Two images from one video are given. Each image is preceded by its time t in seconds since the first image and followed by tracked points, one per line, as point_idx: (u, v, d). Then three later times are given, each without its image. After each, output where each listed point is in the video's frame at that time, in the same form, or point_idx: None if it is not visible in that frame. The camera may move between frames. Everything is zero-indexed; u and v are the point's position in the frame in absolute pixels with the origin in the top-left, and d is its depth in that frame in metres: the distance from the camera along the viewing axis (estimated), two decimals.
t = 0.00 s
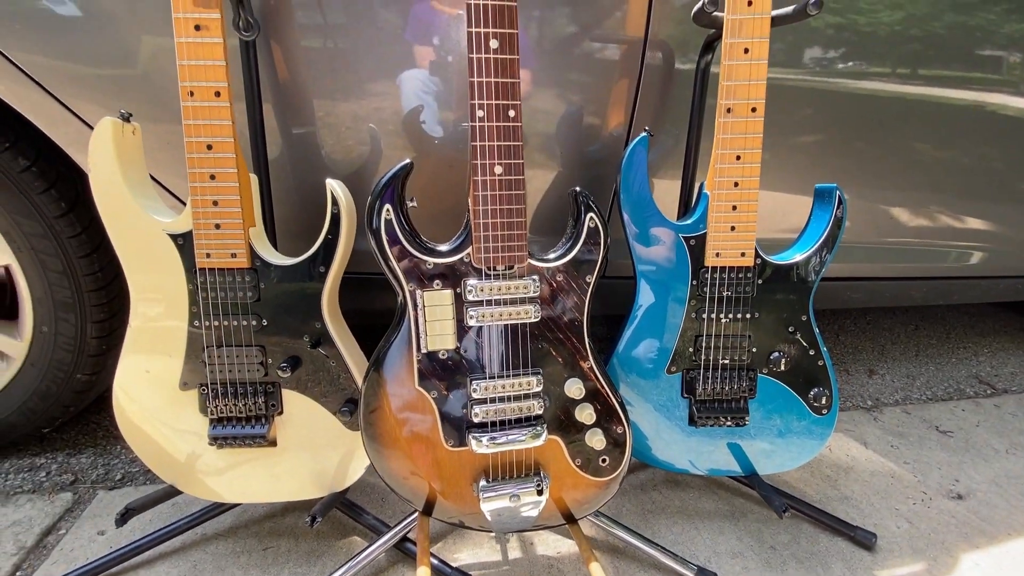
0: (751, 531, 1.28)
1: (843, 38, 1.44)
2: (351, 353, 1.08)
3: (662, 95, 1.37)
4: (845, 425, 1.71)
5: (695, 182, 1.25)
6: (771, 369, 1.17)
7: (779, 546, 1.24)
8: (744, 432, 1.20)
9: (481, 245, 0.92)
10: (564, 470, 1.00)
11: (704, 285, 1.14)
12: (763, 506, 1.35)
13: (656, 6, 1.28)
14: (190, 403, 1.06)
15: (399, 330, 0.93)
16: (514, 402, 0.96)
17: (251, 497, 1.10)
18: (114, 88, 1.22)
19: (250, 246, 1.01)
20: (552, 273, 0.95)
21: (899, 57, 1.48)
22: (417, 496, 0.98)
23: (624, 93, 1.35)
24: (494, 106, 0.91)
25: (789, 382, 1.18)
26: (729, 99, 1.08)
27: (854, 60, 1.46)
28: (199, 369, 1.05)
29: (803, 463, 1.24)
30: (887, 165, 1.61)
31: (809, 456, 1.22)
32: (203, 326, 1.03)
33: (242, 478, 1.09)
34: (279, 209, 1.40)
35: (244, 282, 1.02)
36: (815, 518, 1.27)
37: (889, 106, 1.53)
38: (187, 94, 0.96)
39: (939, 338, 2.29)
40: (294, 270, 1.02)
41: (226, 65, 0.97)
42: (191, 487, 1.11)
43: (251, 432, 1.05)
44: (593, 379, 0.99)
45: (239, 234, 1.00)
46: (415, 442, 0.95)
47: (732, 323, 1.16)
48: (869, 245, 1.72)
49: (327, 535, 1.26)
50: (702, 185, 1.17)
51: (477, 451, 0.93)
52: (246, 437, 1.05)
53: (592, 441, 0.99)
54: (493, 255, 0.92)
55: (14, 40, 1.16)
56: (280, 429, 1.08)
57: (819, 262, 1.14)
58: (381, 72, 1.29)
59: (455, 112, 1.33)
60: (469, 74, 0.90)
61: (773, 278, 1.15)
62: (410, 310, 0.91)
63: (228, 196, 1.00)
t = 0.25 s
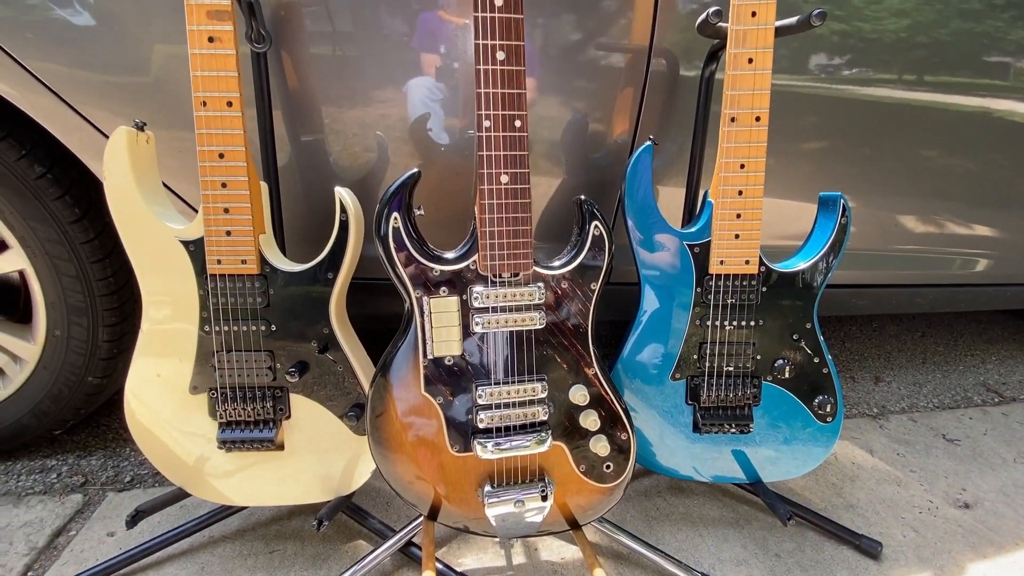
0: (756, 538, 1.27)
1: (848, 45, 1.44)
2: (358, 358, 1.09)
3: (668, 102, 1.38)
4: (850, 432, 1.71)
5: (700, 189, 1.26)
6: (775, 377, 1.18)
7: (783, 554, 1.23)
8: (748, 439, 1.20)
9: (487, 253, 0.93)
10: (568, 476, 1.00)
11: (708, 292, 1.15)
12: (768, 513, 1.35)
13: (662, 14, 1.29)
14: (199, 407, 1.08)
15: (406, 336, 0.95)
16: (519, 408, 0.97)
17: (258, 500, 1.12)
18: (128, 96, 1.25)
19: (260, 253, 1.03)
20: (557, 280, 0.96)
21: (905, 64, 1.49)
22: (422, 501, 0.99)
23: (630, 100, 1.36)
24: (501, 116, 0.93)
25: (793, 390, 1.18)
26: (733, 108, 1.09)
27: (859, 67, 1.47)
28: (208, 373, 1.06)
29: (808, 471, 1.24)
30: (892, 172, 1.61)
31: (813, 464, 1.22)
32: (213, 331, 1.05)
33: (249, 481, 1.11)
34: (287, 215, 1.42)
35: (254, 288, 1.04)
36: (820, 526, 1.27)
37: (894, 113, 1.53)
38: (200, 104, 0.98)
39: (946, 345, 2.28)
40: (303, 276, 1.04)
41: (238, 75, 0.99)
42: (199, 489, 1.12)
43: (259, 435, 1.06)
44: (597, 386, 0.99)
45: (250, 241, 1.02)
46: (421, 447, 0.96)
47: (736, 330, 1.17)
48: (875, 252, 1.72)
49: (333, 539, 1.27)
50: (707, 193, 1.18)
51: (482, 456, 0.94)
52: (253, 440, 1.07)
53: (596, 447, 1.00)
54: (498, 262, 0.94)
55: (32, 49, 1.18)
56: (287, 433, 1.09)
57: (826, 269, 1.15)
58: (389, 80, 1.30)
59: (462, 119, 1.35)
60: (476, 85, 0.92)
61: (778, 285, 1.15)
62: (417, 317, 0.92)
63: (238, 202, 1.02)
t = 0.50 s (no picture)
0: (763, 547, 1.26)
1: (860, 50, 1.44)
2: (365, 362, 1.10)
3: (676, 108, 1.38)
4: (860, 441, 1.69)
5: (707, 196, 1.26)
6: (783, 385, 1.17)
7: (791, 563, 1.22)
8: (756, 447, 1.19)
9: (494, 258, 0.94)
10: (573, 481, 1.00)
11: (715, 299, 1.15)
12: (776, 522, 1.33)
13: (671, 20, 1.30)
14: (209, 408, 1.09)
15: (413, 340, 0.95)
16: (524, 413, 0.97)
17: (266, 501, 1.13)
18: (144, 101, 1.27)
19: (271, 257, 1.05)
20: (563, 286, 0.97)
21: (917, 69, 1.48)
22: (428, 505, 1.00)
23: (638, 106, 1.37)
24: (508, 123, 0.94)
25: (801, 398, 1.17)
26: (741, 115, 1.09)
27: (871, 72, 1.46)
28: (218, 375, 1.08)
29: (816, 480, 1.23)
30: (905, 177, 1.59)
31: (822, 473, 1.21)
32: (224, 333, 1.06)
33: (257, 482, 1.12)
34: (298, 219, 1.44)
35: (264, 291, 1.05)
36: (829, 536, 1.26)
37: (907, 118, 1.52)
38: (214, 110, 1.00)
39: (959, 354, 2.25)
40: (312, 280, 1.05)
41: (251, 83, 1.01)
42: (208, 490, 1.13)
43: (268, 437, 1.07)
44: (603, 392, 0.99)
45: (260, 245, 1.04)
46: (427, 450, 0.97)
47: (743, 337, 1.16)
48: (886, 259, 1.70)
49: (339, 541, 1.28)
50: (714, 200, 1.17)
51: (487, 461, 0.95)
52: (262, 442, 1.08)
53: (601, 453, 1.00)
54: (505, 268, 0.94)
55: (52, 56, 1.21)
56: (295, 435, 1.10)
57: (836, 274, 1.14)
58: (399, 85, 1.32)
59: (470, 125, 1.36)
60: (484, 92, 0.93)
61: (786, 293, 1.15)
62: (424, 321, 0.93)
63: (250, 207, 1.03)
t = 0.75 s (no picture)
0: (769, 558, 1.25)
1: (873, 55, 1.43)
2: (372, 367, 1.11)
3: (685, 114, 1.38)
4: (870, 451, 1.67)
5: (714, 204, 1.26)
6: (789, 394, 1.17)
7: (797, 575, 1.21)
8: (762, 456, 1.19)
9: (499, 267, 0.95)
10: (577, 489, 1.00)
11: (722, 307, 1.14)
12: (783, 533, 1.32)
13: (681, 27, 1.30)
14: (219, 411, 1.11)
15: (419, 346, 0.97)
16: (528, 420, 0.98)
17: (273, 503, 1.14)
18: (160, 108, 1.30)
19: (281, 263, 1.06)
20: (568, 294, 0.97)
21: (932, 75, 1.47)
22: (432, 509, 1.01)
23: (646, 113, 1.37)
24: (515, 133, 0.95)
25: (808, 407, 1.17)
26: (748, 124, 1.09)
27: (884, 78, 1.45)
28: (229, 379, 1.10)
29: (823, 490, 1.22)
30: (918, 184, 1.58)
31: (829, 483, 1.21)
32: (234, 338, 1.08)
33: (265, 485, 1.13)
34: (308, 224, 1.46)
35: (274, 297, 1.07)
36: (836, 548, 1.24)
37: (918, 126, 1.51)
38: (227, 120, 1.02)
39: (973, 363, 2.22)
40: (321, 286, 1.07)
41: (263, 93, 1.03)
42: (217, 491, 1.15)
43: (276, 440, 1.09)
44: (607, 400, 1.00)
45: (271, 252, 1.06)
46: (432, 455, 0.98)
47: (749, 346, 1.16)
48: (897, 268, 1.68)
49: (345, 544, 1.29)
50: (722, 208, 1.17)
51: (491, 467, 0.96)
52: (270, 445, 1.10)
53: (606, 461, 1.00)
54: (510, 276, 0.95)
55: (72, 65, 1.25)
56: (302, 438, 1.12)
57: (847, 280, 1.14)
58: (410, 92, 1.34)
59: (478, 132, 1.37)
60: (491, 103, 0.94)
61: (793, 302, 1.14)
62: (430, 328, 0.94)
63: (261, 214, 1.05)
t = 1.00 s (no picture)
0: (780, 568, 1.25)
1: (890, 65, 1.43)
2: (388, 372, 1.14)
3: (701, 122, 1.39)
4: (885, 463, 1.65)
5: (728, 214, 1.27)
6: (802, 405, 1.17)
7: None
8: (774, 467, 1.19)
9: (514, 276, 0.97)
10: (588, 495, 1.02)
11: (734, 318, 1.15)
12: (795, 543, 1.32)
13: (697, 36, 1.32)
14: (241, 412, 1.15)
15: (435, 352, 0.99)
16: (541, 427, 0.99)
17: (291, 503, 1.17)
18: (187, 118, 1.35)
19: (302, 270, 1.10)
20: (581, 304, 0.99)
21: (951, 84, 1.46)
22: (446, 512, 1.03)
23: (660, 123, 1.38)
24: (530, 146, 0.97)
25: (821, 418, 1.17)
26: (761, 137, 1.10)
27: (901, 88, 1.45)
28: (251, 381, 1.13)
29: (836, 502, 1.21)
30: (936, 194, 1.57)
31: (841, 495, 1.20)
32: (256, 342, 1.12)
33: (283, 485, 1.17)
34: (327, 230, 1.49)
35: (295, 303, 1.10)
36: (848, 560, 1.24)
37: (936, 136, 1.50)
38: (253, 132, 1.06)
39: (994, 375, 2.18)
40: (340, 292, 1.10)
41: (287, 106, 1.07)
42: (237, 490, 1.18)
43: (295, 442, 1.12)
44: (619, 408, 1.01)
45: (293, 259, 1.09)
46: (446, 459, 1.00)
47: (761, 357, 1.16)
48: (914, 278, 1.67)
49: (359, 544, 1.32)
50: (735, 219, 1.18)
51: (503, 472, 0.98)
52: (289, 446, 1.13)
53: (617, 469, 1.01)
54: (525, 285, 0.97)
55: (104, 75, 1.30)
56: (320, 440, 1.15)
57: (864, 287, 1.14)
58: (429, 100, 1.37)
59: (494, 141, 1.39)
60: (507, 116, 0.96)
61: (806, 313, 1.15)
62: (445, 335, 0.96)
63: (283, 223, 1.09)
